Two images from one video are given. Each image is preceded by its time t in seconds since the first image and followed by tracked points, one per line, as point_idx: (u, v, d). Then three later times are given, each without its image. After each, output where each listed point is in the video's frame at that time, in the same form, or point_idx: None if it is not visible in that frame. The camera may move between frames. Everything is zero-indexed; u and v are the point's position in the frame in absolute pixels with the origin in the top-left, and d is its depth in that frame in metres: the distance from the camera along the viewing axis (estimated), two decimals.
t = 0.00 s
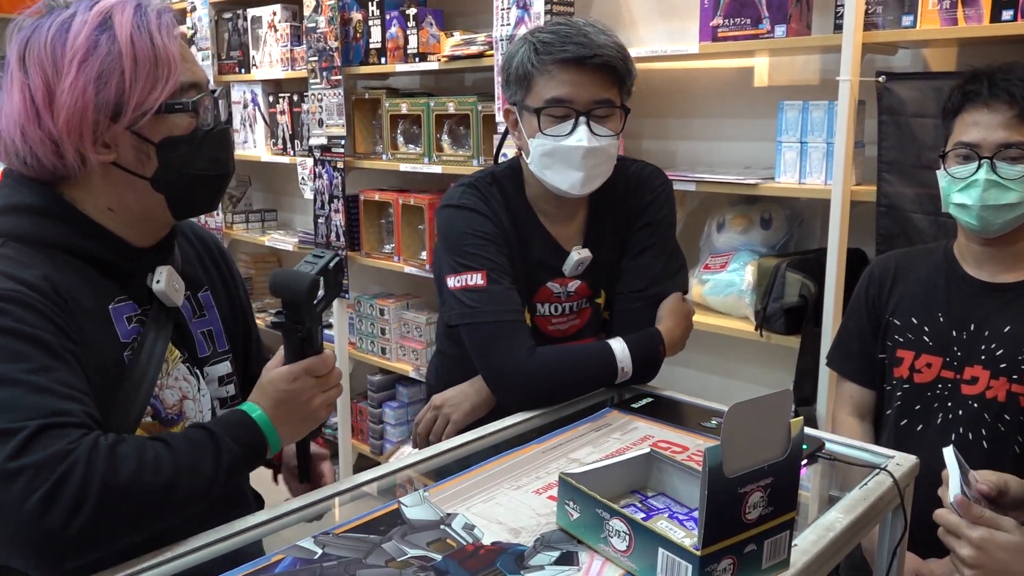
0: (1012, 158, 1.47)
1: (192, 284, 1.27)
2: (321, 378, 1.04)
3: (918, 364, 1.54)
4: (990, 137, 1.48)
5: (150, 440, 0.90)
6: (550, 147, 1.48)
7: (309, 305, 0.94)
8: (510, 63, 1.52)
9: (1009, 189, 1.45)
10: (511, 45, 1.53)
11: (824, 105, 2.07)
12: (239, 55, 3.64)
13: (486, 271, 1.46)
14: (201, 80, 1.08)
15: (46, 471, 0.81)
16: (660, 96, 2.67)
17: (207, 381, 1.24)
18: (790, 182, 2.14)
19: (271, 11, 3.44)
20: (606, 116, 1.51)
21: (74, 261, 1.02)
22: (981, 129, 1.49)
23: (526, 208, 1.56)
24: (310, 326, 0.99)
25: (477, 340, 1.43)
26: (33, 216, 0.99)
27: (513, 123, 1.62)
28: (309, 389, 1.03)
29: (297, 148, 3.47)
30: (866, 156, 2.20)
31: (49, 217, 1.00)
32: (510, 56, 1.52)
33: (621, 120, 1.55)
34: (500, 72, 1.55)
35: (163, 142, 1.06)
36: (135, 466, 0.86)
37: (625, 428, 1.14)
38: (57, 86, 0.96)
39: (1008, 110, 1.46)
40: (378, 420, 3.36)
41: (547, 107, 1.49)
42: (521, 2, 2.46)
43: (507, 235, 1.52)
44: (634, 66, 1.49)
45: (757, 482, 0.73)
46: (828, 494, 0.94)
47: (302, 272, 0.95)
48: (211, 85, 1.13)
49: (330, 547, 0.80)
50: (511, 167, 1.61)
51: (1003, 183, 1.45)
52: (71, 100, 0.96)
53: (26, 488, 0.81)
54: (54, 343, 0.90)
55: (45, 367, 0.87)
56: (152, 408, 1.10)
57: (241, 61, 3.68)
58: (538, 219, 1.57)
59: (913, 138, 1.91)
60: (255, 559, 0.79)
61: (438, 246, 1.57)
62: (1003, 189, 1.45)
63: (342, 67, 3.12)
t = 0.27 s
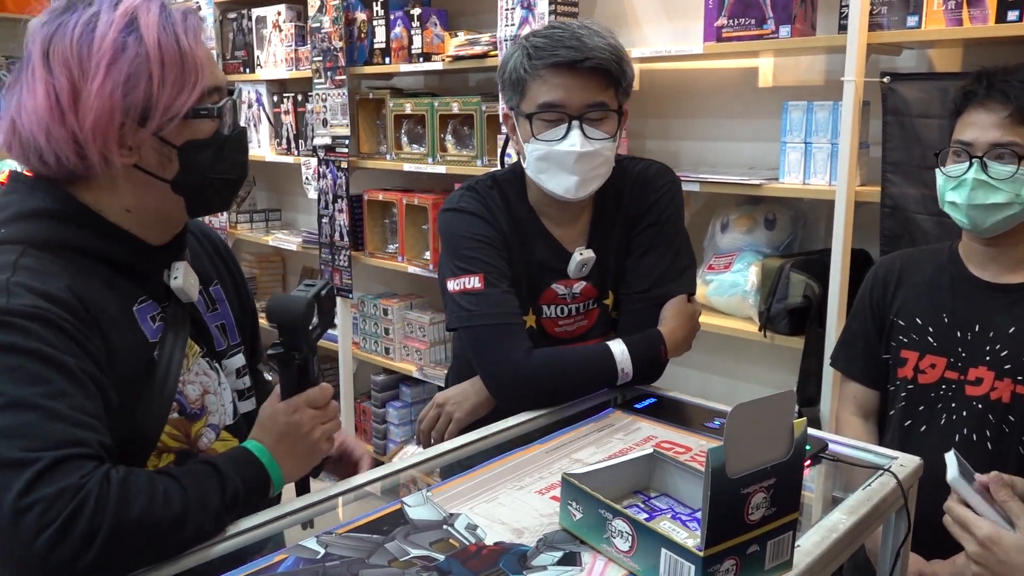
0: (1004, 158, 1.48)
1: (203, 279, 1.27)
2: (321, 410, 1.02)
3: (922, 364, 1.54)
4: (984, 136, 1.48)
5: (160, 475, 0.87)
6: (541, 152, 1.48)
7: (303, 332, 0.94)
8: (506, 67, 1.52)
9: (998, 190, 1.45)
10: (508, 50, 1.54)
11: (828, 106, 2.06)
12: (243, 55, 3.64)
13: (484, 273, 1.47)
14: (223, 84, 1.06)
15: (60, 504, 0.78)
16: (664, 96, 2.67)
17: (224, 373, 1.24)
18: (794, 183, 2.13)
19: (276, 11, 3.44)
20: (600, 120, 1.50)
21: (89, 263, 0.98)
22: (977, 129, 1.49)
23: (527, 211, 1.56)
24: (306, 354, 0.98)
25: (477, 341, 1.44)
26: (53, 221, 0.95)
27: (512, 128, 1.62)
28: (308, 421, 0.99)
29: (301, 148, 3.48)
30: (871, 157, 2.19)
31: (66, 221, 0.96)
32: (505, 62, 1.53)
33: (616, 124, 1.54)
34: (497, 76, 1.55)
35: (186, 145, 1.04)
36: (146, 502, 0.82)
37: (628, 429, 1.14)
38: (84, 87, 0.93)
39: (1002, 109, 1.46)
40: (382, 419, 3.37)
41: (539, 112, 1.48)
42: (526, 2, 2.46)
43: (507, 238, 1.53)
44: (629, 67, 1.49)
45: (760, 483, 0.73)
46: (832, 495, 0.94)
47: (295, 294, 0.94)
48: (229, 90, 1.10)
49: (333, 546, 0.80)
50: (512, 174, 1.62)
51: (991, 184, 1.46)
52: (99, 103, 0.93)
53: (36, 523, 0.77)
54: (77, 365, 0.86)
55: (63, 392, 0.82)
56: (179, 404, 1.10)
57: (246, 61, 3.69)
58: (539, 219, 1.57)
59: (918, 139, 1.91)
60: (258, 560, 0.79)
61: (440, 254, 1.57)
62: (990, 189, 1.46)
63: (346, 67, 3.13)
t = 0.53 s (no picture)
0: (1000, 158, 1.47)
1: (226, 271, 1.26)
2: (330, 422, 1.01)
3: (925, 364, 1.54)
4: (980, 137, 1.48)
5: (172, 481, 0.86)
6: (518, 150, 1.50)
7: (319, 343, 0.93)
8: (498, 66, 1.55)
9: (993, 190, 1.45)
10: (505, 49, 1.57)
11: (831, 106, 2.06)
12: (246, 56, 3.65)
13: (479, 276, 1.47)
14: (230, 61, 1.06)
15: (75, 509, 0.77)
16: (667, 96, 2.67)
17: (250, 365, 1.23)
18: (797, 183, 2.13)
19: (278, 12, 3.45)
20: (581, 118, 1.50)
21: (128, 252, 0.99)
22: (977, 129, 1.49)
23: (528, 215, 1.56)
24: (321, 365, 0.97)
25: (478, 341, 1.44)
26: (93, 212, 0.95)
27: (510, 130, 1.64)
28: (316, 433, 0.99)
29: (304, 149, 3.48)
30: (873, 157, 2.19)
31: (106, 213, 0.97)
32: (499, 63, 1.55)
33: (604, 123, 1.54)
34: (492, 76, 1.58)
35: (210, 126, 1.04)
36: (157, 508, 0.82)
37: (630, 429, 1.14)
38: (103, 88, 0.92)
39: (999, 110, 1.46)
40: (384, 420, 3.37)
41: (519, 108, 1.51)
42: (528, 3, 2.46)
43: (505, 240, 1.53)
44: (616, 66, 1.48)
45: (762, 484, 0.73)
46: (834, 496, 0.94)
47: (311, 305, 0.94)
48: (236, 66, 1.10)
49: (336, 547, 0.80)
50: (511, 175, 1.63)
51: (987, 183, 1.46)
52: (122, 100, 0.92)
53: (49, 525, 0.77)
54: (117, 366, 0.87)
55: (101, 394, 0.83)
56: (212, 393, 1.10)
57: (249, 62, 3.69)
58: (539, 223, 1.57)
59: (921, 139, 1.91)
60: (261, 560, 0.79)
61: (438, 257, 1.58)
62: (986, 189, 1.46)
63: (348, 68, 3.13)
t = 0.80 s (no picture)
0: (1012, 159, 1.47)
1: (239, 281, 1.25)
2: (338, 430, 1.01)
3: (926, 365, 1.53)
4: (994, 138, 1.48)
5: (176, 484, 0.87)
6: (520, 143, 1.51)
7: (335, 349, 0.92)
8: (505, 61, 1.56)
9: (1006, 192, 1.44)
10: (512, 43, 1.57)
11: (832, 108, 2.06)
12: (249, 58, 3.65)
13: (480, 278, 1.46)
14: (230, 73, 1.04)
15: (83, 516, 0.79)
16: (669, 98, 2.67)
17: (260, 375, 1.24)
18: (799, 184, 2.13)
19: (281, 14, 3.45)
20: (582, 114, 1.51)
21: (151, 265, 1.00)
22: (986, 130, 1.48)
23: (531, 216, 1.56)
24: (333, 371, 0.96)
25: (481, 344, 1.43)
26: (116, 227, 0.97)
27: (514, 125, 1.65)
28: (323, 438, 0.99)
29: (307, 151, 3.49)
30: (875, 158, 2.19)
31: (128, 227, 0.99)
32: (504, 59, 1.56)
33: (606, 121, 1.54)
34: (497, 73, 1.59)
35: (207, 141, 1.03)
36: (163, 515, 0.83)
37: (631, 430, 1.14)
38: (95, 109, 0.94)
39: (1011, 111, 1.45)
40: (387, 421, 3.38)
41: (522, 102, 1.52)
42: (529, 5, 2.47)
43: (505, 242, 1.52)
44: (620, 64, 1.48)
45: (763, 485, 0.75)
46: (835, 497, 0.94)
47: (328, 311, 0.93)
48: (242, 79, 1.09)
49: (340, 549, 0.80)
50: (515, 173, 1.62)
51: (1000, 185, 1.45)
52: (110, 118, 0.94)
53: (59, 530, 0.79)
54: (144, 378, 0.89)
55: (126, 404, 0.85)
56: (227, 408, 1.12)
57: (251, 64, 3.70)
58: (541, 223, 1.56)
59: (923, 140, 1.90)
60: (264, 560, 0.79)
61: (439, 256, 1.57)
62: (999, 191, 1.45)
63: (351, 70, 3.14)
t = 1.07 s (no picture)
0: (1020, 159, 1.47)
1: (243, 290, 1.25)
2: (336, 429, 1.01)
3: (928, 366, 1.53)
4: (999, 137, 1.47)
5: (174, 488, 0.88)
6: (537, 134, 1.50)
7: (329, 346, 0.93)
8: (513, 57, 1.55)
9: (1016, 191, 1.43)
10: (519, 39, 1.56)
11: (833, 108, 2.06)
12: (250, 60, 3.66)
13: (483, 278, 1.46)
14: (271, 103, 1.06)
15: (83, 519, 0.79)
16: (669, 98, 2.67)
17: (262, 382, 1.24)
18: (799, 184, 2.13)
19: (281, 16, 3.46)
20: (598, 107, 1.51)
21: (154, 272, 0.99)
22: (991, 130, 1.48)
23: (533, 216, 1.55)
24: (330, 369, 0.96)
25: (483, 346, 1.43)
26: (118, 235, 0.96)
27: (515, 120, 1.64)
28: (321, 439, 0.98)
29: (308, 153, 3.50)
30: (876, 158, 2.19)
31: (132, 234, 0.98)
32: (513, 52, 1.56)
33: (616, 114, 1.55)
34: (504, 67, 1.58)
35: (239, 164, 1.04)
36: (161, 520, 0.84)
37: (632, 432, 1.14)
38: (140, 112, 0.94)
39: (1018, 110, 1.45)
40: (389, 423, 3.38)
41: (537, 94, 1.51)
42: (530, 6, 2.47)
43: (506, 239, 1.52)
44: (633, 62, 1.49)
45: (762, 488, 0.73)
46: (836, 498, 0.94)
47: (322, 308, 0.94)
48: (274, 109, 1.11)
49: (337, 552, 0.81)
50: (515, 170, 1.61)
51: (1011, 185, 1.44)
52: (156, 126, 0.93)
53: (59, 535, 0.79)
54: (143, 383, 0.89)
55: (124, 408, 0.85)
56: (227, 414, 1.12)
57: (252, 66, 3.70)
58: (539, 218, 1.56)
59: (924, 140, 1.90)
60: (264, 563, 0.80)
61: (437, 251, 1.56)
62: (1010, 190, 1.44)
63: (351, 71, 3.14)
